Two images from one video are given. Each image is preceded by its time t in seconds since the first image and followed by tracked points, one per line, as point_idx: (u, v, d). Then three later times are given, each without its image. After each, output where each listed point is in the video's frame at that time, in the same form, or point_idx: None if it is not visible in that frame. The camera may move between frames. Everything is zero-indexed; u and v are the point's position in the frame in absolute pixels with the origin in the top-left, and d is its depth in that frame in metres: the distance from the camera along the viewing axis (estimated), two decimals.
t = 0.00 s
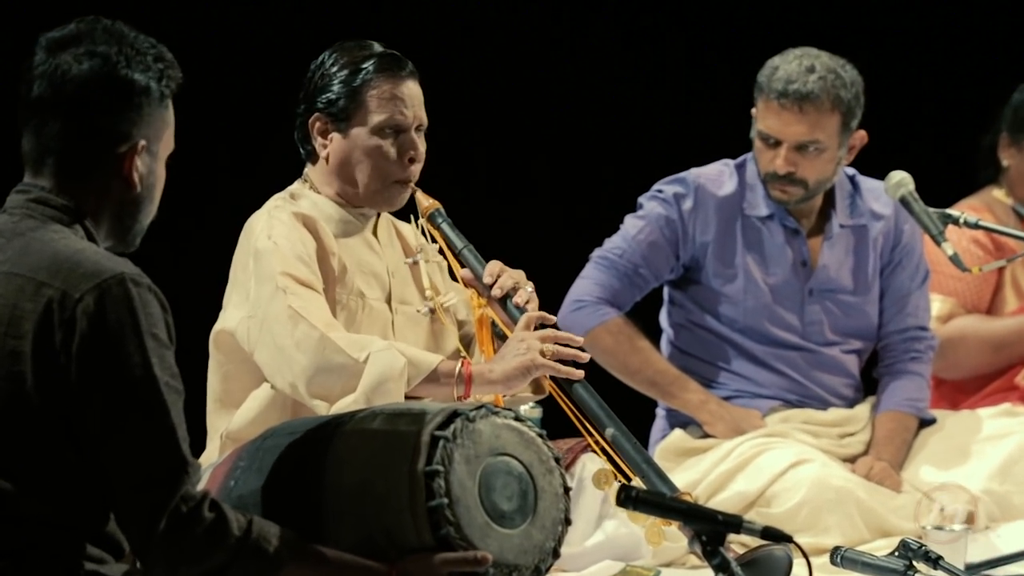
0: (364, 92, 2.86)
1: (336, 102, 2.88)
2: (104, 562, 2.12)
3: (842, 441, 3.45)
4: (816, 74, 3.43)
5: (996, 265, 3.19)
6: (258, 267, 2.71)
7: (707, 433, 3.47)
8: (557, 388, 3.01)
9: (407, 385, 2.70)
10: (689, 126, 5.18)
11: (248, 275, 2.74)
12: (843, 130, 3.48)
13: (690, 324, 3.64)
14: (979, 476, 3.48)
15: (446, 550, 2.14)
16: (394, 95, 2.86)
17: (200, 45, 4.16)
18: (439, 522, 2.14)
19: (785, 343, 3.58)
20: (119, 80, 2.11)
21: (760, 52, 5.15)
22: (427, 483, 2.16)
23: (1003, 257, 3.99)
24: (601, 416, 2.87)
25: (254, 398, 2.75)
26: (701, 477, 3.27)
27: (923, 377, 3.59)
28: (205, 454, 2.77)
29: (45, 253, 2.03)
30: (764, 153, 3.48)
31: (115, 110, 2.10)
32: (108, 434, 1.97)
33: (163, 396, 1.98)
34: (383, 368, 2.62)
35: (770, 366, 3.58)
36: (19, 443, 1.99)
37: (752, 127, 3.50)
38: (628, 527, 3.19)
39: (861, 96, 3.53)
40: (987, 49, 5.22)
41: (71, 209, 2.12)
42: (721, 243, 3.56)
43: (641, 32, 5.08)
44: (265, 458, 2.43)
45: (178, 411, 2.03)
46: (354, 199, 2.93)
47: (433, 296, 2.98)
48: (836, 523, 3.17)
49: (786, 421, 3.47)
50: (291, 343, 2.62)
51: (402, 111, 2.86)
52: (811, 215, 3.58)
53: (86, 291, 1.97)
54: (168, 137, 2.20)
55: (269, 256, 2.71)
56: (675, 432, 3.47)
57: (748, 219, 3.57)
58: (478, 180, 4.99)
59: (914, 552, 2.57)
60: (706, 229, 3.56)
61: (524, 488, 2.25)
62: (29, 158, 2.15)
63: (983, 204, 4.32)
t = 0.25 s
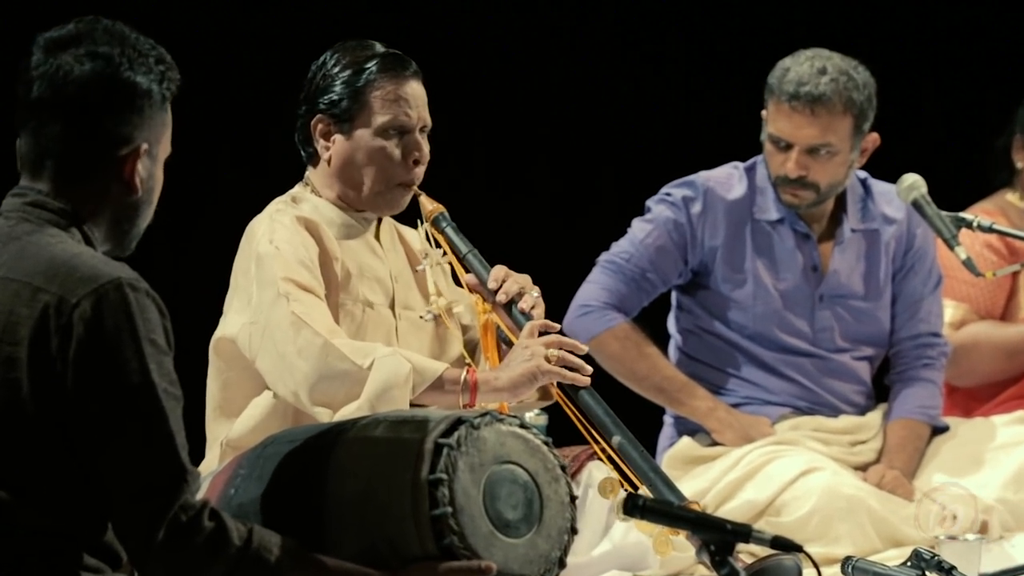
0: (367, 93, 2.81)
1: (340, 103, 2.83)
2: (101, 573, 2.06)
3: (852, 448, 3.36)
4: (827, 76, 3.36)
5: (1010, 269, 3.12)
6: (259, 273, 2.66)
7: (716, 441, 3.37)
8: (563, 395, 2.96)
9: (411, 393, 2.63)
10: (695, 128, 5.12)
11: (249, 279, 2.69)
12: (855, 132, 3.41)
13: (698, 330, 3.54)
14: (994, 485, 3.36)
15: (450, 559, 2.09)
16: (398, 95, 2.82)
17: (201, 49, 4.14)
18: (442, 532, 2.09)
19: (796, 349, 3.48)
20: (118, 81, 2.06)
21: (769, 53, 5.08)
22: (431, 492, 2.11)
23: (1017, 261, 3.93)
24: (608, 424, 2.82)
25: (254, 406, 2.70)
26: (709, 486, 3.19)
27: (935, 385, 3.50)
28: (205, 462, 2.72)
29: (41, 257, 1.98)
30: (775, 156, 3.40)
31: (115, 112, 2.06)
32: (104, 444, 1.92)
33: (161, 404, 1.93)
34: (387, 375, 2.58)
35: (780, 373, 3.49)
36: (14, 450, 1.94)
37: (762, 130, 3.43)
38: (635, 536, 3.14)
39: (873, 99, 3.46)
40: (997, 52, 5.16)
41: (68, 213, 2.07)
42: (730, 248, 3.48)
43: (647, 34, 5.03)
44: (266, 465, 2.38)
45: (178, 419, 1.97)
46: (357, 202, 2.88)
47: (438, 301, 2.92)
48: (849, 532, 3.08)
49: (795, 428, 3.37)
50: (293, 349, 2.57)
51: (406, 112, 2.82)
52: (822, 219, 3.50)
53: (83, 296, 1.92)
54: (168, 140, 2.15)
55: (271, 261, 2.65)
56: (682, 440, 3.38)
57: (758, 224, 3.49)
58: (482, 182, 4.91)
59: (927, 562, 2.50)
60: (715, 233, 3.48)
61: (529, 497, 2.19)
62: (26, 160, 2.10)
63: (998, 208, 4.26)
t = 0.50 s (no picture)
0: (368, 91, 2.76)
1: (340, 101, 2.77)
2: None
3: (864, 456, 3.29)
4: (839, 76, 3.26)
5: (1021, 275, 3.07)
6: (258, 273, 2.61)
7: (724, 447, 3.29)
8: (568, 401, 2.90)
9: (415, 396, 2.57)
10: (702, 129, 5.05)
11: (248, 281, 2.63)
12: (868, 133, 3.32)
13: (706, 335, 3.47)
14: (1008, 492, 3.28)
15: (452, 569, 2.04)
16: (399, 93, 2.76)
17: (201, 48, 4.06)
18: (445, 540, 2.04)
19: (805, 354, 3.41)
20: (111, 79, 2.01)
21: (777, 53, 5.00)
22: (432, 499, 2.06)
23: None
24: (614, 430, 2.75)
25: (253, 411, 2.64)
26: (717, 494, 3.13)
27: (948, 391, 3.43)
28: (202, 469, 2.66)
29: (32, 261, 1.90)
30: (785, 157, 3.32)
31: (107, 110, 2.00)
32: (96, 454, 1.83)
33: (156, 411, 1.84)
34: (391, 375, 2.52)
35: (790, 378, 3.42)
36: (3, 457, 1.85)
37: (771, 131, 3.35)
38: (642, 544, 3.06)
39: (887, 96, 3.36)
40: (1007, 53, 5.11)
41: (61, 215, 2.00)
42: (739, 251, 3.41)
43: (653, 34, 4.96)
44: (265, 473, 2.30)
45: (173, 425, 1.89)
46: (357, 203, 2.82)
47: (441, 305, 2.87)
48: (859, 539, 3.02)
49: (806, 434, 3.29)
50: (293, 352, 2.51)
51: (407, 111, 2.76)
52: (832, 221, 3.43)
53: (75, 302, 1.84)
54: (162, 138, 2.08)
55: (270, 262, 2.60)
56: (691, 447, 3.30)
57: (767, 226, 3.41)
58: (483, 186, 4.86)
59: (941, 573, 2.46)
60: (724, 236, 3.41)
61: (533, 504, 2.13)
62: (18, 161, 2.04)
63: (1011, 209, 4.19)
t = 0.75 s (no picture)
0: (374, 93, 2.71)
1: (345, 102, 2.73)
2: None
3: (877, 464, 3.18)
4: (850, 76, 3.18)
5: None
6: (256, 281, 2.55)
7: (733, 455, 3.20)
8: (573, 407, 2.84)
9: (414, 407, 2.52)
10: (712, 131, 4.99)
11: (246, 288, 2.58)
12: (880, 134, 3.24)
13: (715, 340, 3.38)
14: None
15: None
16: (406, 97, 2.71)
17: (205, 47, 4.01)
18: (448, 551, 1.97)
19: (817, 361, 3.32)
20: (108, 80, 1.94)
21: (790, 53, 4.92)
22: (435, 508, 1.99)
23: None
24: (621, 438, 2.67)
25: (250, 420, 2.60)
26: (726, 503, 3.04)
27: (963, 398, 3.32)
28: (199, 477, 2.62)
29: (25, 266, 1.83)
30: (796, 160, 3.24)
31: (102, 111, 1.94)
32: (89, 462, 1.77)
33: (150, 419, 1.77)
34: (390, 387, 2.47)
35: (801, 385, 3.32)
36: None
37: (783, 132, 3.26)
38: (649, 554, 3.00)
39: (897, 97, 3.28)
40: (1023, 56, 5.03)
41: (55, 218, 1.94)
42: (748, 254, 3.31)
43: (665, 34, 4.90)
44: (265, 481, 2.25)
45: (168, 433, 1.81)
46: (358, 207, 2.76)
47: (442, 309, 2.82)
48: (873, 549, 2.93)
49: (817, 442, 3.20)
50: (291, 364, 2.46)
51: (414, 115, 2.71)
52: (844, 225, 3.34)
53: (69, 307, 1.77)
54: (158, 140, 2.02)
55: (267, 271, 2.54)
56: (699, 454, 3.22)
57: (777, 230, 3.33)
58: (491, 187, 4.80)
59: None
60: (732, 239, 3.32)
61: (538, 514, 2.06)
62: (11, 161, 1.98)
63: None
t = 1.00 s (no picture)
0: (375, 92, 2.66)
1: (345, 102, 2.67)
2: None
3: (890, 473, 3.03)
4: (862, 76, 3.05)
5: None
6: (253, 287, 2.50)
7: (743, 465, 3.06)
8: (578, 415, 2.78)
9: (416, 416, 2.46)
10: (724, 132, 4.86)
11: (243, 293, 2.53)
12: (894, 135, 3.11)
13: (723, 347, 3.23)
14: None
15: None
16: (407, 95, 2.66)
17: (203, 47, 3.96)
18: (449, 562, 1.90)
19: (829, 368, 3.17)
20: (102, 80, 1.88)
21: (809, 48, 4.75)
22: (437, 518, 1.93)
23: None
24: (629, 445, 2.61)
25: (249, 428, 2.54)
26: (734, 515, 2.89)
27: (977, 406, 3.18)
28: (195, 488, 2.56)
29: (16, 270, 1.75)
30: (806, 162, 3.11)
31: (95, 112, 1.88)
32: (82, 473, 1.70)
33: (145, 426, 1.71)
34: (390, 396, 2.41)
35: (811, 393, 3.16)
36: None
37: (793, 134, 3.13)
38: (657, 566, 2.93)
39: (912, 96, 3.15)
40: None
41: (47, 221, 1.86)
42: (757, 259, 3.17)
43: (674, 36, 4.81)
44: (261, 490, 2.17)
45: (164, 442, 1.76)
46: (360, 209, 2.70)
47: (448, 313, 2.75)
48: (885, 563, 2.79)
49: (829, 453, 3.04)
50: (289, 372, 2.40)
51: (416, 114, 2.65)
52: (855, 229, 3.20)
53: (61, 312, 1.70)
54: (153, 142, 1.96)
55: (264, 276, 2.49)
56: (707, 463, 3.08)
57: (787, 234, 3.18)
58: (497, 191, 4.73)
59: None
60: (741, 243, 3.17)
61: (543, 524, 2.01)
62: None
63: None
